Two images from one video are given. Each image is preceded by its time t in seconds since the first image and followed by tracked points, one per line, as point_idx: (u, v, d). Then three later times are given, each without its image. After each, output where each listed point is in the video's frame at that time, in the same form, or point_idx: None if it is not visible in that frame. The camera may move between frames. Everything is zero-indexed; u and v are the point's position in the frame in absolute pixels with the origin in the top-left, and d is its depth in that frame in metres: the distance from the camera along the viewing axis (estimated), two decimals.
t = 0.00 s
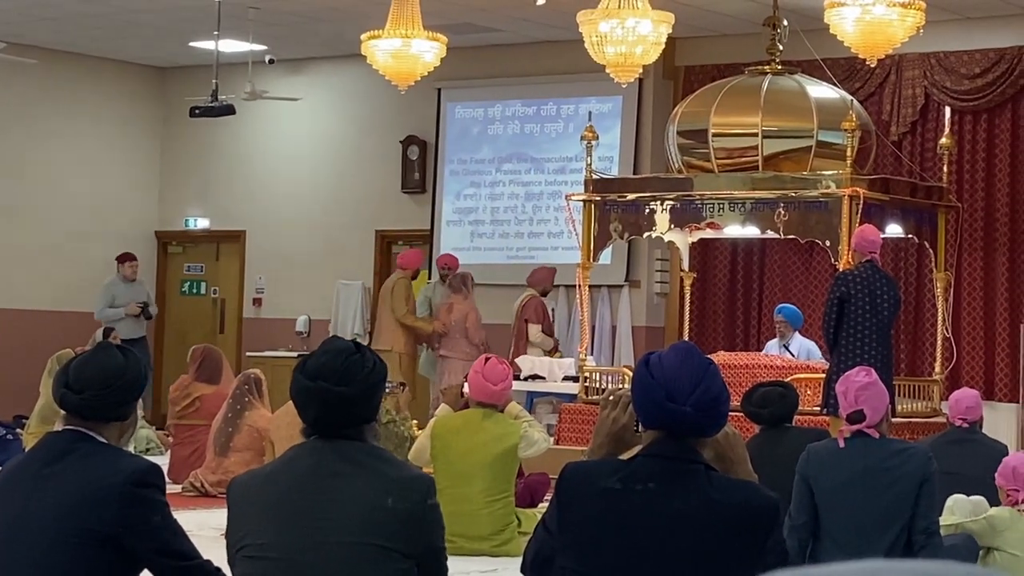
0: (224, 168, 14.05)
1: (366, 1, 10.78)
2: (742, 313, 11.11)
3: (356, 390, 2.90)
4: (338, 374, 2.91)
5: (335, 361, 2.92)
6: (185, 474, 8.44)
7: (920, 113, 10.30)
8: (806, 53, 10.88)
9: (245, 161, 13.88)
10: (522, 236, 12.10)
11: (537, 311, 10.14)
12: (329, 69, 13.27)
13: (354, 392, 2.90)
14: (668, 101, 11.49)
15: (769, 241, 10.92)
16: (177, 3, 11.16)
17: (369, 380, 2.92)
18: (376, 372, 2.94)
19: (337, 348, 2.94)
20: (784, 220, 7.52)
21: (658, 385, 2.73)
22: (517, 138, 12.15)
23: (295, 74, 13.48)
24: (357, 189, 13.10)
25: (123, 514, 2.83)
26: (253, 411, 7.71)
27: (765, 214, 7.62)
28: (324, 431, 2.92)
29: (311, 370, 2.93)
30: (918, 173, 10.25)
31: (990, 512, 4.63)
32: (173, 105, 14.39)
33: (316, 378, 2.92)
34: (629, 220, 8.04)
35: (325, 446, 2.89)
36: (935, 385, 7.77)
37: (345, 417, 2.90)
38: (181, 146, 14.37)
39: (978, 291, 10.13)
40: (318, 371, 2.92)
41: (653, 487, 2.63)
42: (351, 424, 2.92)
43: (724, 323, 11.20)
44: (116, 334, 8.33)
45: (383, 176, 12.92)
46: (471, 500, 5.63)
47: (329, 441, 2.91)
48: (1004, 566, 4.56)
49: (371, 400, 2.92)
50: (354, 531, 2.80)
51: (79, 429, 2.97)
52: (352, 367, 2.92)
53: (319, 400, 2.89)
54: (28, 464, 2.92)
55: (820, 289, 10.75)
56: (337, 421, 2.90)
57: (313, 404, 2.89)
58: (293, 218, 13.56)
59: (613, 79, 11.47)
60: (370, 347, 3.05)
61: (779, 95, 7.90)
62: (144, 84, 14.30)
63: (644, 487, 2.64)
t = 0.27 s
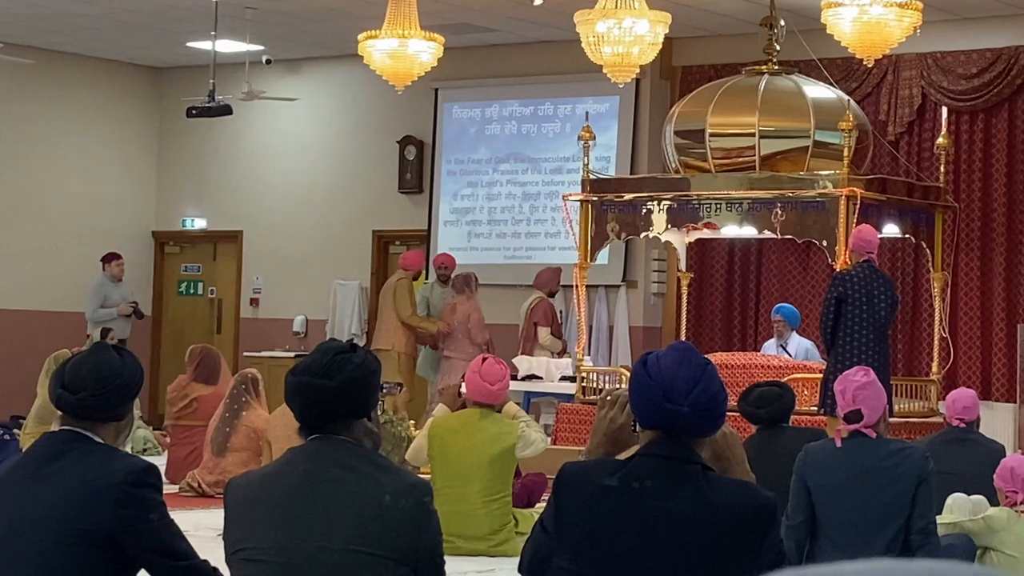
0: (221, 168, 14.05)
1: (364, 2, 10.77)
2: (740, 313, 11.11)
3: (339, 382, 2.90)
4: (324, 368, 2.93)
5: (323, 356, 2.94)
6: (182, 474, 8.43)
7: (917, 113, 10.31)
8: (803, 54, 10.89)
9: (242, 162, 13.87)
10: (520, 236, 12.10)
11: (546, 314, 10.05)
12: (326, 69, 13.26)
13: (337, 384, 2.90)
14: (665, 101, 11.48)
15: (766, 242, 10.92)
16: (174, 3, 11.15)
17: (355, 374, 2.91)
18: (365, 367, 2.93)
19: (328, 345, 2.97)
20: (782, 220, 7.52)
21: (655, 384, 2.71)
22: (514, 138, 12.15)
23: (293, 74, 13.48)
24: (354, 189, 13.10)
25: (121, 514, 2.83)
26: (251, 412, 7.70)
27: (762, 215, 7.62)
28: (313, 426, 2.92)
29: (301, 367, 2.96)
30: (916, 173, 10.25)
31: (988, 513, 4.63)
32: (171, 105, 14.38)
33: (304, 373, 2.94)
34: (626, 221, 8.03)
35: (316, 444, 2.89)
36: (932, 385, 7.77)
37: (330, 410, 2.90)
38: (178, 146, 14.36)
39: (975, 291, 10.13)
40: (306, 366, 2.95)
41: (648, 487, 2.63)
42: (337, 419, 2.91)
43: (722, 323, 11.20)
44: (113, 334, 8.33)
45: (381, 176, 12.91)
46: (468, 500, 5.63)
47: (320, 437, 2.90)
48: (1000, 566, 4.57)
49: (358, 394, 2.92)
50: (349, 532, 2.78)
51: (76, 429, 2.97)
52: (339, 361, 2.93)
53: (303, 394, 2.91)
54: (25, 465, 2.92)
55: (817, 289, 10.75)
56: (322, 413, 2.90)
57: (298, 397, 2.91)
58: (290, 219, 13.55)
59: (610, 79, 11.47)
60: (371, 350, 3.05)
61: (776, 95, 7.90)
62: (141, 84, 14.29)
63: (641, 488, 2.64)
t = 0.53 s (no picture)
0: (219, 168, 14.04)
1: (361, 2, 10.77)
2: (738, 314, 11.12)
3: (335, 386, 2.88)
4: (319, 371, 2.90)
5: (318, 359, 2.92)
6: (181, 475, 8.44)
7: (915, 113, 10.31)
8: (801, 54, 10.90)
9: (241, 162, 13.87)
10: (518, 236, 12.10)
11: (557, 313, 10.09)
12: (324, 69, 13.27)
13: (333, 388, 2.88)
14: (663, 101, 11.48)
15: (765, 242, 10.92)
16: (172, 3, 11.15)
17: (352, 378, 2.90)
18: (361, 371, 2.91)
19: (324, 348, 2.94)
20: (780, 220, 7.53)
21: (654, 385, 2.71)
22: (512, 138, 12.15)
23: (291, 75, 13.48)
24: (352, 188, 13.09)
25: (119, 514, 2.83)
26: (249, 412, 7.70)
27: (760, 215, 7.62)
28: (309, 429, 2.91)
29: (297, 369, 2.93)
30: (913, 173, 10.25)
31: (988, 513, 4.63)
32: (169, 105, 14.37)
33: (300, 376, 2.91)
34: (624, 221, 8.04)
35: (315, 446, 2.88)
36: (930, 385, 7.77)
37: (326, 414, 2.88)
38: (176, 146, 14.36)
39: (973, 290, 10.13)
40: (303, 369, 2.92)
41: (647, 486, 2.64)
42: (335, 421, 2.90)
43: (720, 323, 11.19)
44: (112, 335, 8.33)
45: (379, 176, 12.91)
46: (467, 500, 5.63)
47: (317, 441, 2.89)
48: (999, 568, 4.58)
49: (354, 397, 2.90)
50: (349, 531, 2.78)
51: (74, 430, 2.97)
52: (336, 364, 2.91)
53: (298, 397, 2.89)
54: (23, 466, 2.91)
55: (816, 289, 10.75)
56: (318, 417, 2.88)
57: (293, 400, 2.89)
58: (288, 219, 13.55)
59: (608, 79, 11.48)
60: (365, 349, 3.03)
61: (774, 94, 7.90)
62: (139, 85, 14.29)
63: (639, 488, 2.64)
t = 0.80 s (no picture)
0: (218, 169, 14.04)
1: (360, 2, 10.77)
2: (737, 314, 11.12)
3: (352, 391, 2.88)
4: (335, 376, 2.89)
5: (333, 362, 2.90)
6: (180, 475, 8.44)
7: (913, 113, 10.31)
8: (800, 54, 10.90)
9: (240, 162, 13.87)
10: (516, 237, 12.10)
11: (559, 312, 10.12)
12: (323, 69, 13.26)
13: (350, 393, 2.87)
14: (662, 102, 11.48)
15: (763, 242, 10.92)
16: (171, 4, 11.15)
17: (365, 383, 2.90)
18: (374, 376, 2.91)
19: (335, 351, 2.93)
20: (779, 220, 7.53)
21: (654, 385, 2.72)
22: (511, 138, 12.15)
23: (289, 75, 13.48)
24: (351, 189, 13.09)
25: (118, 515, 2.83)
26: (247, 413, 7.69)
27: (759, 215, 7.62)
28: (322, 432, 2.90)
29: (309, 372, 2.91)
30: (912, 174, 10.25)
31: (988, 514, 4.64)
32: (167, 106, 14.37)
33: (314, 379, 2.90)
34: (623, 221, 8.04)
35: (322, 448, 2.87)
36: (929, 385, 7.77)
37: (343, 419, 2.88)
38: (175, 147, 14.35)
39: (972, 290, 10.14)
40: (316, 371, 2.90)
41: (647, 485, 2.64)
42: (347, 425, 2.89)
43: (719, 323, 11.19)
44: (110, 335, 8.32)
45: (377, 176, 12.91)
46: (466, 500, 5.63)
47: (328, 445, 2.89)
48: (999, 569, 4.60)
49: (369, 401, 2.90)
50: (349, 531, 2.78)
51: (73, 430, 2.97)
52: (351, 368, 2.90)
53: (314, 401, 2.87)
54: (22, 467, 2.91)
55: (815, 290, 10.74)
56: (334, 421, 2.88)
57: (309, 404, 2.88)
58: (287, 219, 13.55)
59: (607, 79, 11.48)
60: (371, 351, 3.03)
61: (773, 95, 7.90)
62: (138, 85, 14.28)
63: (637, 488, 2.64)
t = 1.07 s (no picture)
0: (217, 169, 14.03)
1: (359, 2, 10.77)
2: (736, 314, 11.12)
3: (368, 395, 2.87)
4: (352, 377, 2.87)
5: (349, 363, 2.88)
6: (179, 476, 8.44)
7: (912, 113, 10.31)
8: (799, 54, 10.91)
9: (239, 163, 13.87)
10: (515, 237, 12.10)
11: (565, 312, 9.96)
12: (322, 70, 13.26)
13: (366, 396, 2.87)
14: (661, 102, 11.48)
15: (762, 242, 10.93)
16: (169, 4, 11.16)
17: (379, 385, 2.89)
18: (387, 379, 2.91)
19: (349, 351, 2.91)
20: (778, 220, 7.52)
21: (654, 385, 2.72)
22: (510, 139, 12.14)
23: (288, 75, 13.48)
24: (350, 188, 13.09)
25: (118, 515, 2.82)
26: (247, 413, 7.69)
27: (758, 215, 7.62)
28: (333, 434, 2.89)
29: (324, 372, 2.89)
30: (911, 174, 10.25)
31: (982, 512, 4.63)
32: (166, 106, 14.37)
33: (328, 379, 2.88)
34: (622, 221, 8.03)
35: (330, 449, 2.86)
36: (928, 385, 7.76)
37: (358, 421, 2.87)
38: (174, 147, 14.35)
39: (971, 291, 10.14)
40: (331, 371, 2.89)
41: (646, 485, 2.64)
42: (358, 428, 2.88)
43: (718, 324, 11.19)
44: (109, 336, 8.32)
45: (376, 176, 12.91)
46: (465, 501, 5.62)
47: (338, 446, 2.87)
48: (996, 567, 4.57)
49: (382, 404, 2.90)
50: (352, 533, 2.77)
51: (72, 431, 2.96)
52: (366, 370, 2.89)
53: (331, 402, 2.85)
54: (21, 466, 2.91)
55: (813, 290, 10.75)
56: (348, 424, 2.87)
57: (326, 404, 2.85)
58: (287, 219, 13.54)
59: (605, 79, 11.48)
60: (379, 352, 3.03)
61: (772, 95, 7.90)
62: (137, 86, 14.28)
63: (636, 488, 2.64)
